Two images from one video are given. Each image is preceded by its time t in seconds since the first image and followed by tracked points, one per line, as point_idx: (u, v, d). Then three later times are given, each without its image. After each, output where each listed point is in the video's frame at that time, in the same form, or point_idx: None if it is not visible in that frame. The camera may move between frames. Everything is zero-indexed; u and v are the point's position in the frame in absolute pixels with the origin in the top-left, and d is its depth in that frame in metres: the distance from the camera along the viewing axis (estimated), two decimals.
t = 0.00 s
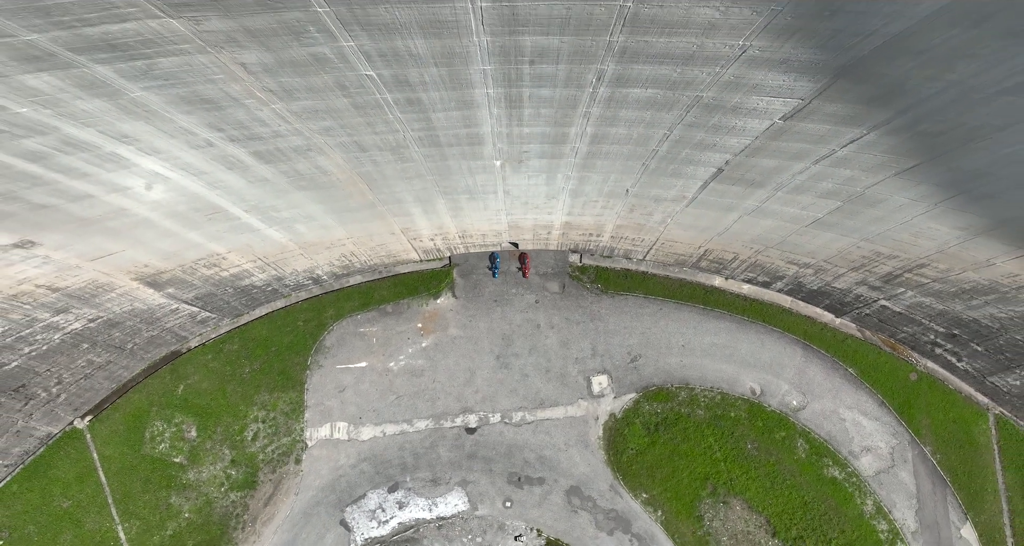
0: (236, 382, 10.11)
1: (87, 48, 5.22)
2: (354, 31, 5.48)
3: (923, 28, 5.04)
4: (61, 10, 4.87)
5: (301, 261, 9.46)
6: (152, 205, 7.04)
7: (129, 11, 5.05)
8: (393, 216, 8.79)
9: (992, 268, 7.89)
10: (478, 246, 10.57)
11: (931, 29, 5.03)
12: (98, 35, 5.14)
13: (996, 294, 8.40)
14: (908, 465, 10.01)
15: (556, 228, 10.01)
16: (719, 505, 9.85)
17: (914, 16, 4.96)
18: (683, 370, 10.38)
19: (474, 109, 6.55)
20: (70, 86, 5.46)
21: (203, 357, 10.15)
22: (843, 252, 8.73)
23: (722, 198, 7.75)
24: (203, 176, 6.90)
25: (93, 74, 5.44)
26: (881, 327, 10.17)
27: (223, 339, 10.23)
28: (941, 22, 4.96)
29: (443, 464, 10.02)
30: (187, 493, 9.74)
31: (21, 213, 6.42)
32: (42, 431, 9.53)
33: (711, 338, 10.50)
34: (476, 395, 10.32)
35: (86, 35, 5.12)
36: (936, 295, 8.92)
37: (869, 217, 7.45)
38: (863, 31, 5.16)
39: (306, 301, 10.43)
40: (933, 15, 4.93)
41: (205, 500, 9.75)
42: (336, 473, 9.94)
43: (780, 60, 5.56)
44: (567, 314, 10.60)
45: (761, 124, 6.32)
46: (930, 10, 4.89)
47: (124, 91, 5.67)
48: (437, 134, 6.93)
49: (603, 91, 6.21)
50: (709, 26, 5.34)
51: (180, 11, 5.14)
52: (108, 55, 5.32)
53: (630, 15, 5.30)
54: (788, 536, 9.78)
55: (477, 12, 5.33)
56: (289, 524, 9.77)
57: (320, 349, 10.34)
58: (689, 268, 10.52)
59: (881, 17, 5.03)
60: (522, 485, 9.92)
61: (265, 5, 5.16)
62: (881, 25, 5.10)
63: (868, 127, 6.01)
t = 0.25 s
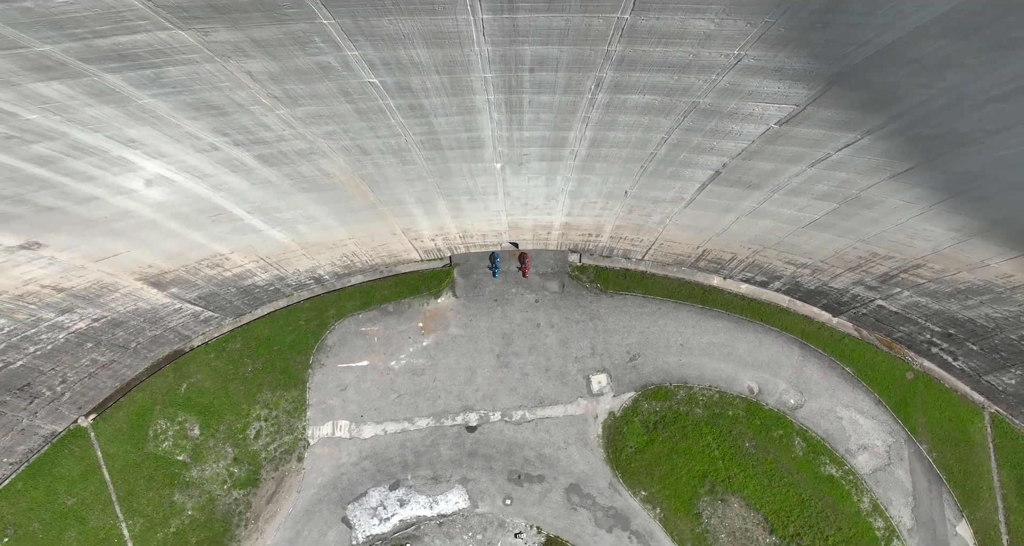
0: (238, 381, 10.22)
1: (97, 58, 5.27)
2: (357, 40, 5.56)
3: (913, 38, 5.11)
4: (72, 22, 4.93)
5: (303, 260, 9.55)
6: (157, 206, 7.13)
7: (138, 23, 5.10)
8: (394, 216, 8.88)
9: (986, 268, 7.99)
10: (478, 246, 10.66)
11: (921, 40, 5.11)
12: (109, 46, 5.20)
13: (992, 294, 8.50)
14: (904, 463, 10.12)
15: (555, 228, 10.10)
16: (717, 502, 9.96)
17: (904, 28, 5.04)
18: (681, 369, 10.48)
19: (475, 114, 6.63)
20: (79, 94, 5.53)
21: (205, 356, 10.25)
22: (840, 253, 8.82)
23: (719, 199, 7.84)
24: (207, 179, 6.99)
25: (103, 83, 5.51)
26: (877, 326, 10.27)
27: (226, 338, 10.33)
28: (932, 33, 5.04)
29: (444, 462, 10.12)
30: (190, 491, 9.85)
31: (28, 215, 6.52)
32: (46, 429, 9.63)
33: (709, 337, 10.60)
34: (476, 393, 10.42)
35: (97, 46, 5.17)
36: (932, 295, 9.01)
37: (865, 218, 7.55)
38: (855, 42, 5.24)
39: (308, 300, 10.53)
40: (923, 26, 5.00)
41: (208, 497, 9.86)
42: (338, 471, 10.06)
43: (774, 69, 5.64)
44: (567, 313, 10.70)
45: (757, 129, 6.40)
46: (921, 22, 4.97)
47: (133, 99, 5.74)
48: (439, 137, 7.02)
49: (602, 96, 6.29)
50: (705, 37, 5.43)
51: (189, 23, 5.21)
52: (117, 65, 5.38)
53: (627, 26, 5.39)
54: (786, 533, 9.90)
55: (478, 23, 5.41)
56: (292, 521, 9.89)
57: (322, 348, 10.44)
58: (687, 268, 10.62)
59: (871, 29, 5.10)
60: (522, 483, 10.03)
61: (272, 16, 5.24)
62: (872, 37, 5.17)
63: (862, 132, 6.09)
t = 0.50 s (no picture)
0: (241, 379, 10.32)
1: (107, 67, 5.39)
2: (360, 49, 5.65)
3: (904, 49, 5.22)
4: (85, 35, 5.06)
5: (306, 261, 9.64)
6: (162, 208, 7.22)
7: (148, 35, 5.22)
8: (395, 217, 8.97)
9: (981, 269, 8.08)
10: (478, 246, 10.75)
11: (912, 50, 5.21)
12: (119, 56, 5.31)
13: (987, 295, 8.59)
14: (900, 461, 10.23)
15: (555, 228, 10.18)
16: (716, 500, 10.07)
17: (895, 39, 5.15)
18: (680, 368, 10.58)
19: (476, 119, 6.72)
20: (89, 101, 5.63)
21: (208, 354, 10.35)
22: (837, 253, 8.91)
23: (717, 201, 7.93)
24: (211, 182, 7.07)
25: (112, 91, 5.61)
26: (874, 325, 10.37)
27: (228, 338, 10.43)
28: (923, 43, 5.14)
29: (445, 460, 10.23)
30: (193, 488, 9.96)
31: (36, 218, 6.61)
32: (51, 427, 9.74)
33: (708, 336, 10.70)
34: (476, 392, 10.52)
35: (108, 56, 5.29)
36: (928, 295, 9.10)
37: (861, 219, 7.64)
38: (847, 51, 5.34)
39: (310, 300, 10.62)
40: (915, 36, 5.10)
41: (211, 495, 9.97)
42: (340, 469, 10.17)
43: (769, 76, 5.73)
44: (566, 313, 10.79)
45: (753, 133, 6.49)
46: (913, 32, 5.07)
47: (141, 106, 5.84)
48: (440, 141, 7.10)
49: (600, 102, 6.38)
50: (701, 46, 5.53)
51: (198, 34, 5.32)
52: (127, 74, 5.49)
53: (625, 37, 5.49)
54: (783, 530, 10.01)
55: (479, 34, 5.51)
56: (294, 519, 10.00)
57: (323, 347, 10.54)
58: (686, 267, 10.70)
59: (863, 39, 5.21)
60: (522, 481, 10.14)
61: (278, 28, 5.34)
62: (864, 47, 5.28)
63: (857, 137, 6.17)
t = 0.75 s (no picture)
0: (243, 378, 10.41)
1: (116, 76, 5.51)
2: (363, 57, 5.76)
3: (896, 58, 5.30)
4: (95, 45, 5.20)
5: (307, 261, 9.71)
6: (166, 210, 7.29)
7: (157, 45, 5.34)
8: (396, 218, 9.04)
9: (976, 270, 8.17)
10: (478, 246, 10.83)
11: (905, 59, 5.30)
12: (128, 65, 5.44)
13: (982, 295, 8.68)
14: (897, 460, 10.33)
15: (555, 229, 10.26)
16: (714, 498, 10.17)
17: (888, 48, 5.23)
18: (679, 367, 10.67)
19: (476, 124, 6.80)
20: (97, 107, 5.74)
21: (210, 354, 10.43)
22: (834, 254, 8.98)
23: (715, 202, 8.00)
24: (215, 184, 7.15)
25: (120, 97, 5.72)
26: (871, 325, 10.45)
27: (230, 337, 10.51)
28: (916, 52, 5.21)
29: (445, 458, 10.32)
30: (196, 486, 10.06)
31: (41, 220, 6.68)
32: (54, 426, 9.83)
33: (706, 336, 10.79)
34: (477, 391, 10.61)
35: (117, 65, 5.41)
36: (925, 295, 9.18)
37: (858, 221, 7.72)
38: (841, 60, 5.43)
39: (311, 300, 10.70)
40: (908, 46, 5.17)
41: (213, 493, 10.07)
42: (341, 467, 10.26)
43: (765, 83, 5.82)
44: (566, 313, 10.87)
45: (750, 137, 6.56)
46: (905, 42, 5.14)
47: (148, 111, 5.94)
48: (441, 144, 7.18)
49: (599, 107, 6.47)
50: (698, 55, 5.63)
51: (205, 44, 5.45)
52: (135, 81, 5.61)
53: (623, 46, 5.60)
54: (781, 528, 10.11)
55: (480, 44, 5.62)
56: (296, 517, 10.09)
57: (325, 346, 10.63)
58: (685, 267, 10.77)
59: (857, 49, 5.29)
60: (522, 479, 10.23)
61: (284, 38, 5.47)
62: (858, 56, 5.35)
63: (852, 141, 6.25)
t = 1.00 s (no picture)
0: (245, 377, 10.51)
1: (125, 85, 5.63)
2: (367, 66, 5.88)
3: (885, 69, 5.44)
4: (107, 57, 5.33)
5: (309, 261, 9.79)
6: (171, 213, 7.38)
7: (166, 56, 5.48)
8: (398, 219, 9.13)
9: (971, 271, 8.26)
10: (479, 246, 10.92)
11: (894, 70, 5.43)
12: (137, 75, 5.57)
13: (977, 296, 8.78)
14: (893, 458, 10.44)
15: (555, 229, 10.35)
16: (712, 496, 10.28)
17: (878, 60, 5.36)
18: (677, 366, 10.77)
19: (477, 128, 6.90)
20: (105, 114, 5.84)
21: (213, 353, 10.53)
22: (830, 254, 9.08)
23: (713, 204, 8.09)
24: (218, 187, 7.24)
25: (128, 105, 5.82)
26: (868, 325, 10.55)
27: (233, 336, 10.61)
28: (905, 63, 5.35)
29: (446, 456, 10.43)
30: (199, 484, 10.17)
31: (47, 223, 6.76)
32: (58, 425, 9.94)
33: (704, 335, 10.89)
34: (477, 390, 10.71)
35: (126, 75, 5.53)
36: (920, 295, 9.28)
37: (853, 222, 7.81)
38: (833, 70, 5.55)
39: (313, 299, 10.80)
40: (897, 58, 5.30)
41: (216, 491, 10.18)
42: (343, 465, 10.37)
43: (760, 91, 5.93)
44: (565, 312, 10.97)
45: (747, 141, 6.64)
46: (895, 54, 5.27)
47: (155, 118, 6.03)
48: (442, 148, 7.27)
49: (598, 113, 6.58)
50: (693, 65, 5.76)
51: (212, 54, 5.59)
52: (143, 90, 5.72)
53: (620, 56, 5.73)
54: (778, 526, 10.23)
55: (480, 55, 5.77)
56: (297, 515, 10.20)
57: (326, 346, 10.73)
58: (683, 267, 10.86)
59: (848, 59, 5.42)
60: (522, 477, 10.34)
61: (289, 49, 5.61)
62: (850, 66, 5.48)
63: (847, 145, 6.34)
